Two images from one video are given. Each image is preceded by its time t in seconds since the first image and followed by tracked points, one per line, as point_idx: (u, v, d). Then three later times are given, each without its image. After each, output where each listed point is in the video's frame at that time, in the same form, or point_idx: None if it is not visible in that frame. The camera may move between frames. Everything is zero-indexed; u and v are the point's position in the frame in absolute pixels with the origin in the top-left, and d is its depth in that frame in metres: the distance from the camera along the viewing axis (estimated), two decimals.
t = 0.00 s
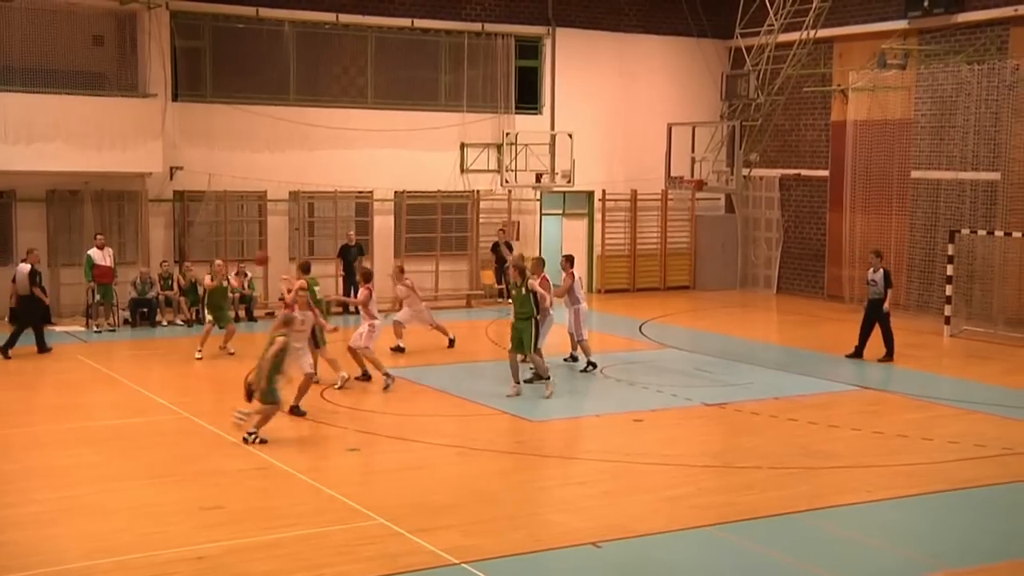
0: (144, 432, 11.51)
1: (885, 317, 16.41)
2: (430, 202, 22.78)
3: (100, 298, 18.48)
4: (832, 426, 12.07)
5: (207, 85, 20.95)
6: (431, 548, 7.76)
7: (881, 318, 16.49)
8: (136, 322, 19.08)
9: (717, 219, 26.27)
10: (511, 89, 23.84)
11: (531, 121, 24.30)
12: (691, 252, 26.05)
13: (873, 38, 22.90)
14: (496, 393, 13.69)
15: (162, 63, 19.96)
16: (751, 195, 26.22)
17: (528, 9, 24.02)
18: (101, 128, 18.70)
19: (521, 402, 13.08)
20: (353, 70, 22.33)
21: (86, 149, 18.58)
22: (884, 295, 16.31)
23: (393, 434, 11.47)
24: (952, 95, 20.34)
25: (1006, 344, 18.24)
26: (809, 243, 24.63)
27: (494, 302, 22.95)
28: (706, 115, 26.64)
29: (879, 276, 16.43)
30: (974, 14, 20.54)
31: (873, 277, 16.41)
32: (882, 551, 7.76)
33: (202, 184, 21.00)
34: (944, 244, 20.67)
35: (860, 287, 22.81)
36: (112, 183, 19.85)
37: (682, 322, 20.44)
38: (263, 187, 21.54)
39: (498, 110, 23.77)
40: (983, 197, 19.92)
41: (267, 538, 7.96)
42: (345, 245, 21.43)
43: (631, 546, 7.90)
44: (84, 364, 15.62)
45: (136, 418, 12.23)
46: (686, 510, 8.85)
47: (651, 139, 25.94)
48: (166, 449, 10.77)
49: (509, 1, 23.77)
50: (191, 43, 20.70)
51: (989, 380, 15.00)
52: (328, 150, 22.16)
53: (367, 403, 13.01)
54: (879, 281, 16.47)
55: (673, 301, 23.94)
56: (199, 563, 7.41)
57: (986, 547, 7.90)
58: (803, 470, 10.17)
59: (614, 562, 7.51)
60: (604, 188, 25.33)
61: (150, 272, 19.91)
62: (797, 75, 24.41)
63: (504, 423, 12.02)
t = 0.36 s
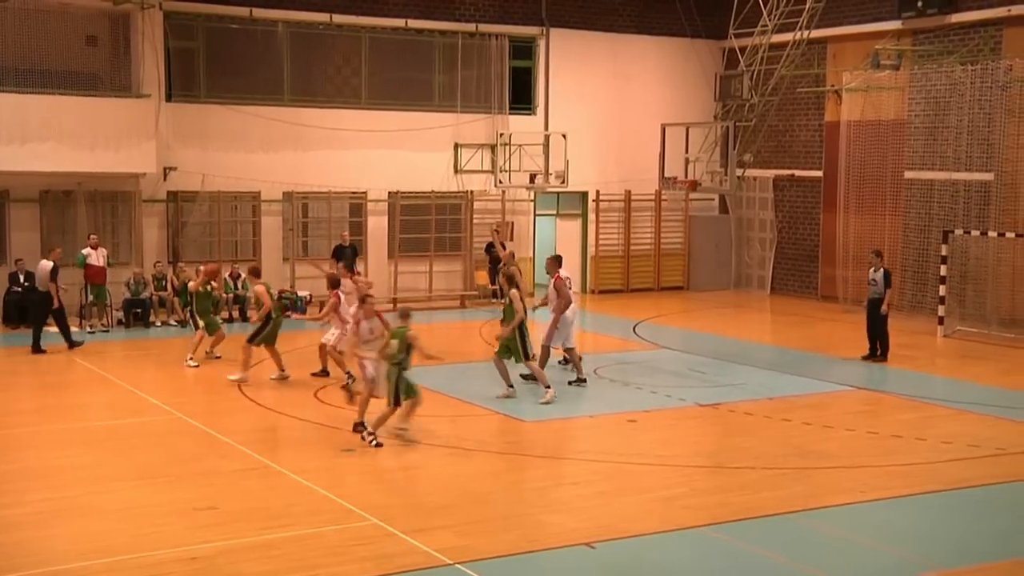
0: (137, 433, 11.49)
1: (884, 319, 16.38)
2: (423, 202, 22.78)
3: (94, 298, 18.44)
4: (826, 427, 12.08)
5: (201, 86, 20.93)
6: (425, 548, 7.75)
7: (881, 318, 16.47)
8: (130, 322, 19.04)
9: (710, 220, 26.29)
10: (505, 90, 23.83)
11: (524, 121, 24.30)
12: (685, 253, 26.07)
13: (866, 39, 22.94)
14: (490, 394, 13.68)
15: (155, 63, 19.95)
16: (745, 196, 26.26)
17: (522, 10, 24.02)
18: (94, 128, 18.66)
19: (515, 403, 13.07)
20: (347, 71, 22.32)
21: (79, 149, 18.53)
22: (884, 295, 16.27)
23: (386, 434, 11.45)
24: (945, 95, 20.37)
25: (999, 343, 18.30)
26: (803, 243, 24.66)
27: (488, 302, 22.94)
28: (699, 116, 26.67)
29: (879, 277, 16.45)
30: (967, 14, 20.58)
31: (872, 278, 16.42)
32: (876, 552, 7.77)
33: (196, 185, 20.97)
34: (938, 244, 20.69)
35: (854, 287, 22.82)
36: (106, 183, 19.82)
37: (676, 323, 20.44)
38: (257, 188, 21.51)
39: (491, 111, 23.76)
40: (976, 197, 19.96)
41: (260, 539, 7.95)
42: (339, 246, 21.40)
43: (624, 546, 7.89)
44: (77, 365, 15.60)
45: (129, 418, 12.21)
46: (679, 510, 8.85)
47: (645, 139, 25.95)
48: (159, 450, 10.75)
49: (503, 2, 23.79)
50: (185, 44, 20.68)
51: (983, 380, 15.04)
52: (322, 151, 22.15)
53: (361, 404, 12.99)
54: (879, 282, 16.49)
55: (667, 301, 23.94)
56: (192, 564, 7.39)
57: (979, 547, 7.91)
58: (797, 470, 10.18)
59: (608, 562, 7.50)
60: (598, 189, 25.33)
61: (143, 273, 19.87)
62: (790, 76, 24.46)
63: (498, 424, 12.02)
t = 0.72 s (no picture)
0: (135, 434, 11.48)
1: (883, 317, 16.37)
2: (421, 202, 22.78)
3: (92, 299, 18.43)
4: (824, 427, 12.09)
5: (199, 86, 20.92)
6: (423, 549, 7.75)
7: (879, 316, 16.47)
8: (127, 323, 19.04)
9: (708, 221, 26.31)
10: (503, 91, 23.83)
11: (522, 122, 24.29)
12: (683, 253, 26.07)
13: (864, 39, 22.96)
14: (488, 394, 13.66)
15: (153, 64, 19.95)
16: (743, 196, 26.27)
17: (520, 11, 24.04)
18: (92, 129, 18.65)
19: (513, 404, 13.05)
20: (345, 71, 22.32)
21: (77, 149, 18.52)
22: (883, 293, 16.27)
23: (384, 435, 11.45)
24: (943, 95, 20.39)
25: (997, 344, 18.35)
26: (800, 244, 24.67)
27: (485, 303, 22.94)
28: (697, 116, 26.66)
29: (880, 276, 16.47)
30: (964, 15, 20.61)
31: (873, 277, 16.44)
32: (873, 552, 7.77)
33: (193, 185, 20.95)
34: (936, 245, 20.71)
35: (851, 288, 22.82)
36: (104, 184, 19.80)
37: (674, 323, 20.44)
38: (254, 188, 21.50)
39: (489, 111, 23.76)
40: (974, 198, 19.97)
41: (258, 539, 7.94)
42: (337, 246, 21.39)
43: (623, 547, 7.89)
44: (75, 366, 15.58)
45: (126, 419, 12.19)
46: (678, 511, 8.84)
47: (643, 140, 25.96)
48: (156, 450, 10.74)
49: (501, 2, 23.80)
50: (182, 44, 20.67)
51: (980, 380, 15.06)
52: (320, 151, 22.15)
53: (359, 404, 12.97)
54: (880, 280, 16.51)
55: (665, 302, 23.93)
56: (191, 564, 7.38)
57: (977, 547, 7.92)
58: (795, 471, 10.18)
59: (606, 563, 7.50)
60: (596, 189, 25.32)
61: (141, 274, 19.86)
62: (788, 76, 24.49)
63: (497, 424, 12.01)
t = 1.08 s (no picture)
0: (134, 434, 11.47)
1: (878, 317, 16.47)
2: (420, 203, 22.78)
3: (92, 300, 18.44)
4: (823, 428, 12.08)
5: (199, 87, 20.91)
6: (422, 550, 7.74)
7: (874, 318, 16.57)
8: (127, 323, 19.05)
9: (708, 221, 26.30)
10: (502, 91, 23.83)
11: (522, 122, 24.28)
12: (683, 254, 26.07)
13: (864, 40, 22.96)
14: (488, 396, 13.65)
15: (152, 64, 19.94)
16: (743, 197, 26.25)
17: (520, 11, 24.05)
18: (91, 130, 18.65)
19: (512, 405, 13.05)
20: (344, 72, 22.33)
21: (76, 150, 18.52)
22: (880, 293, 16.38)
23: (384, 436, 11.44)
24: (943, 96, 20.40)
25: (997, 344, 18.37)
26: (800, 245, 24.66)
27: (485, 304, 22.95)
28: (697, 116, 26.65)
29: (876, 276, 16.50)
30: (964, 15, 20.61)
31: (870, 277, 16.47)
32: (873, 553, 7.76)
33: (193, 185, 20.95)
34: (935, 245, 20.72)
35: (851, 289, 22.79)
36: (103, 184, 19.79)
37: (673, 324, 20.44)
38: (254, 189, 21.50)
39: (489, 112, 23.76)
40: (974, 199, 19.99)
41: (258, 540, 7.94)
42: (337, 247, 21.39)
43: (622, 547, 7.89)
44: (74, 366, 15.58)
45: (126, 420, 12.19)
46: (677, 512, 8.84)
47: (643, 140, 25.96)
48: (156, 451, 10.74)
49: (501, 3, 23.80)
50: (182, 45, 20.67)
51: (980, 381, 15.07)
52: (320, 152, 22.15)
53: (359, 405, 12.98)
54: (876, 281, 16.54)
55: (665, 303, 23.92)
56: (190, 565, 7.37)
57: (976, 548, 7.92)
58: (795, 471, 10.18)
59: (606, 564, 7.49)
60: (596, 190, 25.30)
61: (140, 274, 19.85)
62: (788, 77, 24.50)
63: (497, 424, 12.01)
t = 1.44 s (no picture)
0: (130, 435, 11.46)
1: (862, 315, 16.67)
2: (416, 203, 22.79)
3: (87, 300, 18.41)
4: (819, 428, 12.10)
5: (194, 87, 20.88)
6: (418, 550, 7.74)
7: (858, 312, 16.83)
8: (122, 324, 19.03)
9: (704, 221, 26.33)
10: (498, 91, 23.82)
11: (518, 122, 24.28)
12: (678, 254, 26.09)
13: (859, 40, 22.98)
14: (483, 396, 13.64)
15: (148, 64, 19.90)
16: (739, 197, 26.28)
17: (516, 11, 24.05)
18: (86, 130, 18.62)
19: (509, 405, 13.03)
20: (340, 72, 22.31)
21: (70, 150, 18.48)
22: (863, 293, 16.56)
23: (379, 436, 11.44)
24: (937, 96, 20.42)
25: (992, 343, 18.41)
26: (796, 245, 24.67)
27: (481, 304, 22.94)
28: (693, 117, 26.65)
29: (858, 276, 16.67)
30: (959, 16, 20.65)
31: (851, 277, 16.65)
32: (868, 552, 7.76)
33: (188, 185, 20.92)
34: (931, 245, 20.74)
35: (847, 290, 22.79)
36: (99, 185, 19.77)
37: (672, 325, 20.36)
38: (249, 189, 21.48)
39: (485, 112, 23.75)
40: (969, 199, 20.03)
41: (253, 541, 7.93)
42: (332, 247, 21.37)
43: (618, 548, 7.88)
44: (70, 367, 15.56)
45: (121, 420, 12.17)
46: (673, 511, 8.84)
47: (639, 140, 25.96)
48: (152, 451, 10.73)
49: (497, 3, 23.79)
50: (177, 45, 20.64)
51: (975, 381, 15.11)
52: (315, 152, 22.13)
53: (355, 405, 12.98)
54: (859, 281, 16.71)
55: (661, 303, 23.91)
56: (186, 566, 7.37)
57: (971, 547, 7.92)
58: (791, 471, 10.19)
59: (602, 564, 7.49)
60: (592, 190, 25.31)
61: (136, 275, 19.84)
62: (783, 77, 24.53)
63: (493, 424, 12.01)
